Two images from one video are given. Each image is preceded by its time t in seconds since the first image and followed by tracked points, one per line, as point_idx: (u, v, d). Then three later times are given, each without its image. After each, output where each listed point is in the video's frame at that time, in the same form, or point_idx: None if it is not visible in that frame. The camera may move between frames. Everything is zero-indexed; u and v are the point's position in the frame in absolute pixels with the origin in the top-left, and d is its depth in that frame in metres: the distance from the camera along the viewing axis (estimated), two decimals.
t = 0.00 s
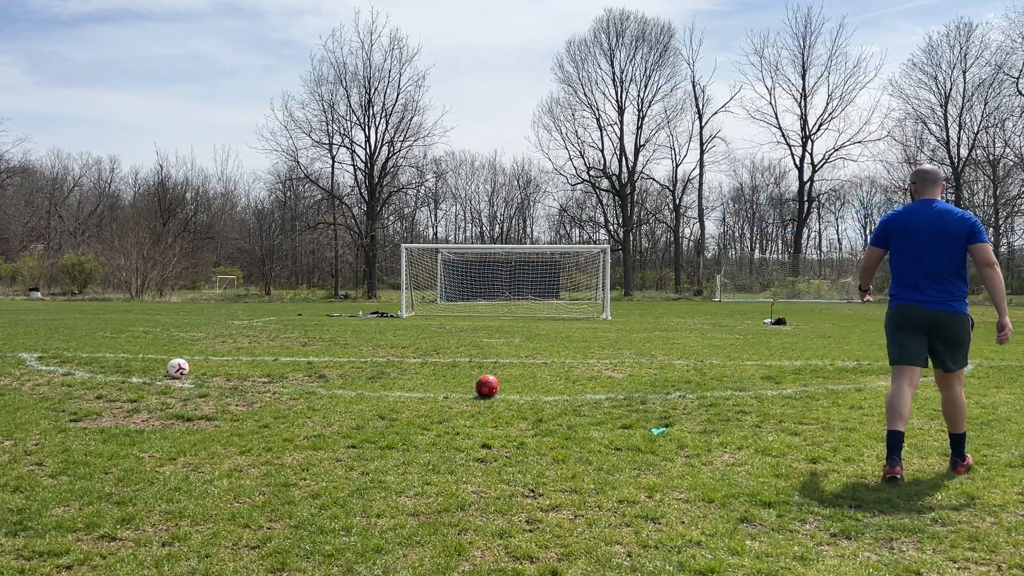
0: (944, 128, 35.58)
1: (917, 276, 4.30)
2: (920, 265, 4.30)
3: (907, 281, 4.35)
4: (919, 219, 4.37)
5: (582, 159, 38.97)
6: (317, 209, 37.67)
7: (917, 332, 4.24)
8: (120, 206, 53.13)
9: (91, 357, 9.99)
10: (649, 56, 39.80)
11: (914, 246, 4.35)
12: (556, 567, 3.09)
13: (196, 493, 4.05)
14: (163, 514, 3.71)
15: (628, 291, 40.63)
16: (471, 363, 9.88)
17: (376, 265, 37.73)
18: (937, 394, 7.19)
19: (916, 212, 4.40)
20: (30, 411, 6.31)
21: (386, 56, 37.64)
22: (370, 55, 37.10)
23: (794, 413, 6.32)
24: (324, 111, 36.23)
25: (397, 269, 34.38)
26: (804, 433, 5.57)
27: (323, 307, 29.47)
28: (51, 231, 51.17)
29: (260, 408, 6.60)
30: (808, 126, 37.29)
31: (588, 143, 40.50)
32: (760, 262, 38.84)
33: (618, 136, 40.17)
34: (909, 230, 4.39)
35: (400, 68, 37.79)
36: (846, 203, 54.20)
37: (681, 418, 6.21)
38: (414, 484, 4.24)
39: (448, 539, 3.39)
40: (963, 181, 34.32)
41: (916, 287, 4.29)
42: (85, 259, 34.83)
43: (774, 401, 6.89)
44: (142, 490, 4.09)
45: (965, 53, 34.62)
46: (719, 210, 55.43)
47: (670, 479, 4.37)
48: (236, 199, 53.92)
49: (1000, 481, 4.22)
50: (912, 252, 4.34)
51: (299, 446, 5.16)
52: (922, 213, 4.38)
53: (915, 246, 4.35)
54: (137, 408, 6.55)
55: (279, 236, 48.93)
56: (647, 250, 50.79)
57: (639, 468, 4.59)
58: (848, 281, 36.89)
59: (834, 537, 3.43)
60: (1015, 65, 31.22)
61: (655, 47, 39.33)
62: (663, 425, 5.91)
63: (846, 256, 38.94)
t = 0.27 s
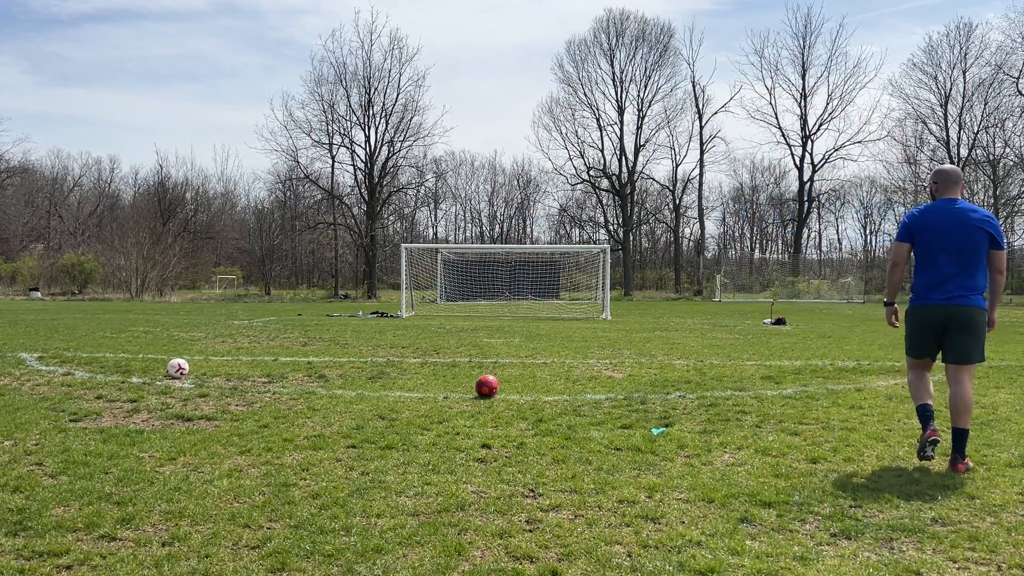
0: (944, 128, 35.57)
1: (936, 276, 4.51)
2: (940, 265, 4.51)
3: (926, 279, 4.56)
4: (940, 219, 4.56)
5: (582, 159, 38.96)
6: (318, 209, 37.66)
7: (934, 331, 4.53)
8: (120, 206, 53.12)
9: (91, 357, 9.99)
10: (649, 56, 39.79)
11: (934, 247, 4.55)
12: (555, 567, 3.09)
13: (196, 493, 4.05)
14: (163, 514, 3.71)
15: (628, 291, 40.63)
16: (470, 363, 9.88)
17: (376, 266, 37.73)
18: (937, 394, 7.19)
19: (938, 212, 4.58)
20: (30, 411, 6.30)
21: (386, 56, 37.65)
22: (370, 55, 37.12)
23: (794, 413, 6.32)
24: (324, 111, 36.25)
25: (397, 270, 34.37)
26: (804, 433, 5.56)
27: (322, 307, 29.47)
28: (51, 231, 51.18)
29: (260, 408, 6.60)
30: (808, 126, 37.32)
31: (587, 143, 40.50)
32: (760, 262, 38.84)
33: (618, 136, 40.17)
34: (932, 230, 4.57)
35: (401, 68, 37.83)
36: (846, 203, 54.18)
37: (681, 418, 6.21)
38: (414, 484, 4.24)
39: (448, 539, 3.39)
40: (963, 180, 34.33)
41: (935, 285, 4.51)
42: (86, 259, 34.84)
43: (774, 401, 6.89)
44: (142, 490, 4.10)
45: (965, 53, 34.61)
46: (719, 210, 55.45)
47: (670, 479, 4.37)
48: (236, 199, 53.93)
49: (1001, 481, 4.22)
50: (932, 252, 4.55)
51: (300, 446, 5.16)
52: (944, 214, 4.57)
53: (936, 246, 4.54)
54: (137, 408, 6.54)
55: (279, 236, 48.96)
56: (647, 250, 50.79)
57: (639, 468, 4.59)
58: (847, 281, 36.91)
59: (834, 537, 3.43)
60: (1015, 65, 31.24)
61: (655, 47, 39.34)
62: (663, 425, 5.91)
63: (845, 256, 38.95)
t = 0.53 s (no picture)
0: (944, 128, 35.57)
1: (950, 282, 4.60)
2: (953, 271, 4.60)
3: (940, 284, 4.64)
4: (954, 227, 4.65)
5: (582, 159, 38.96)
6: (317, 209, 37.67)
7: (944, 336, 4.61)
8: (120, 206, 53.10)
9: (91, 357, 9.98)
10: (649, 56, 39.78)
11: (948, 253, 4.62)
12: (555, 567, 3.10)
13: (196, 493, 4.05)
14: (163, 514, 3.71)
15: (627, 291, 40.62)
16: (471, 363, 9.88)
17: (376, 265, 37.73)
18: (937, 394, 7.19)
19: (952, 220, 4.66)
20: (30, 411, 6.30)
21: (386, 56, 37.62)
22: (370, 55, 37.12)
23: (794, 413, 6.32)
24: (324, 111, 36.24)
25: (397, 270, 34.34)
26: (804, 433, 5.57)
27: (323, 307, 29.47)
28: (51, 231, 51.19)
29: (260, 408, 6.60)
30: (808, 126, 37.34)
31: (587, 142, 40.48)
32: (760, 262, 38.84)
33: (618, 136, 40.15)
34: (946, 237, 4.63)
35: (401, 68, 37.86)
36: (846, 203, 54.18)
37: (681, 418, 6.21)
38: (414, 484, 4.24)
39: (448, 539, 3.39)
40: (963, 180, 34.36)
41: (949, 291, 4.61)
42: (86, 259, 34.83)
43: (774, 401, 6.88)
44: (142, 490, 4.10)
45: (965, 53, 34.58)
46: (719, 210, 55.46)
47: (670, 478, 4.37)
48: (236, 199, 53.96)
49: (1001, 481, 4.22)
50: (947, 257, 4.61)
51: (300, 446, 5.16)
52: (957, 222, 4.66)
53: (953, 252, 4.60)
54: (137, 408, 6.54)
55: (279, 236, 49.00)
56: (647, 250, 50.83)
57: (639, 468, 4.59)
58: (847, 281, 36.93)
59: (835, 537, 3.43)
60: (1015, 65, 31.25)
61: (655, 47, 39.32)
62: (663, 425, 5.91)
63: (845, 256, 38.98)
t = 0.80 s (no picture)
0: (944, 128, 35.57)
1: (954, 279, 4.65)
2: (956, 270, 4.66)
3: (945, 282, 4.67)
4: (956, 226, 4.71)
5: (582, 159, 38.98)
6: (318, 209, 37.68)
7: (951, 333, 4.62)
8: (120, 206, 53.12)
9: (92, 357, 9.99)
10: (649, 56, 39.78)
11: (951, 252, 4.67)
12: (556, 567, 3.10)
13: (196, 493, 4.05)
14: (163, 514, 3.71)
15: (628, 291, 40.61)
16: (471, 363, 9.89)
17: (376, 266, 37.73)
18: (937, 394, 7.19)
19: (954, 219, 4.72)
20: (31, 411, 6.31)
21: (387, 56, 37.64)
22: (370, 55, 37.15)
23: (794, 413, 6.32)
24: (324, 111, 36.27)
25: (398, 270, 34.32)
26: (804, 433, 5.57)
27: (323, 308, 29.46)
28: (51, 231, 51.22)
29: (260, 408, 6.60)
30: (808, 127, 37.34)
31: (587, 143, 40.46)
32: (760, 262, 38.83)
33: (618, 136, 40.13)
34: (950, 237, 4.69)
35: (401, 69, 37.90)
36: (846, 203, 54.19)
37: (681, 418, 6.21)
38: (415, 484, 4.24)
39: (448, 539, 3.39)
40: (963, 181, 34.38)
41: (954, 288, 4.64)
42: (86, 260, 34.82)
43: (774, 401, 6.88)
44: (142, 490, 4.10)
45: (965, 53, 34.59)
46: (719, 210, 55.48)
47: (670, 478, 4.37)
48: (236, 199, 54.00)
49: (1001, 481, 4.22)
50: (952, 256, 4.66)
51: (300, 446, 5.16)
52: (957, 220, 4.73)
53: (958, 251, 4.65)
54: (137, 408, 6.55)
55: (279, 236, 49.04)
56: (647, 250, 50.86)
57: (639, 468, 4.59)
58: (847, 281, 36.94)
59: (835, 537, 3.43)
60: (1015, 65, 31.27)
61: (655, 47, 39.34)
62: (663, 425, 5.91)
63: (845, 256, 39.00)
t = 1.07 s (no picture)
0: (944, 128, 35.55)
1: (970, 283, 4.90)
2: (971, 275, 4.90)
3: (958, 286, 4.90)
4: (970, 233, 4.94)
5: (582, 159, 38.96)
6: (317, 209, 37.66)
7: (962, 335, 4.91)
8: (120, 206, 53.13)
9: (92, 357, 9.99)
10: (649, 56, 39.76)
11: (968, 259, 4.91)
12: (556, 566, 3.10)
13: (196, 493, 4.05)
14: (163, 514, 3.71)
15: (627, 291, 40.59)
16: (471, 363, 9.89)
17: (376, 266, 37.71)
18: (937, 394, 7.19)
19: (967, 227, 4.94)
20: (31, 411, 6.30)
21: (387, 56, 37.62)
22: (370, 55, 37.13)
23: (794, 413, 6.32)
24: (324, 111, 36.27)
25: (398, 270, 34.29)
26: (804, 433, 5.57)
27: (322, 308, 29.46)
28: (51, 231, 51.24)
29: (260, 408, 6.60)
30: (808, 127, 37.33)
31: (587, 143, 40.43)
32: (760, 262, 38.82)
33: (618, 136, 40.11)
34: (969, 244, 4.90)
35: (401, 69, 37.92)
36: (846, 203, 54.18)
37: (680, 418, 6.21)
38: (415, 484, 4.24)
39: (448, 539, 3.39)
40: (963, 181, 34.38)
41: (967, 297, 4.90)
42: (85, 260, 34.81)
43: (774, 401, 6.88)
44: (142, 490, 4.10)
45: (965, 53, 34.58)
46: (719, 210, 55.48)
47: (670, 479, 4.37)
48: (236, 199, 54.01)
49: (1001, 481, 4.22)
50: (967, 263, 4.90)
51: (300, 446, 5.16)
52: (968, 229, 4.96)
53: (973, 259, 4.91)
54: (137, 408, 6.55)
55: (279, 236, 49.09)
56: (647, 250, 50.86)
57: (639, 468, 4.59)
58: (847, 281, 36.94)
59: (834, 537, 3.43)
60: (1015, 65, 31.28)
61: (655, 47, 39.32)
62: (663, 425, 5.91)
63: (845, 256, 38.99)
